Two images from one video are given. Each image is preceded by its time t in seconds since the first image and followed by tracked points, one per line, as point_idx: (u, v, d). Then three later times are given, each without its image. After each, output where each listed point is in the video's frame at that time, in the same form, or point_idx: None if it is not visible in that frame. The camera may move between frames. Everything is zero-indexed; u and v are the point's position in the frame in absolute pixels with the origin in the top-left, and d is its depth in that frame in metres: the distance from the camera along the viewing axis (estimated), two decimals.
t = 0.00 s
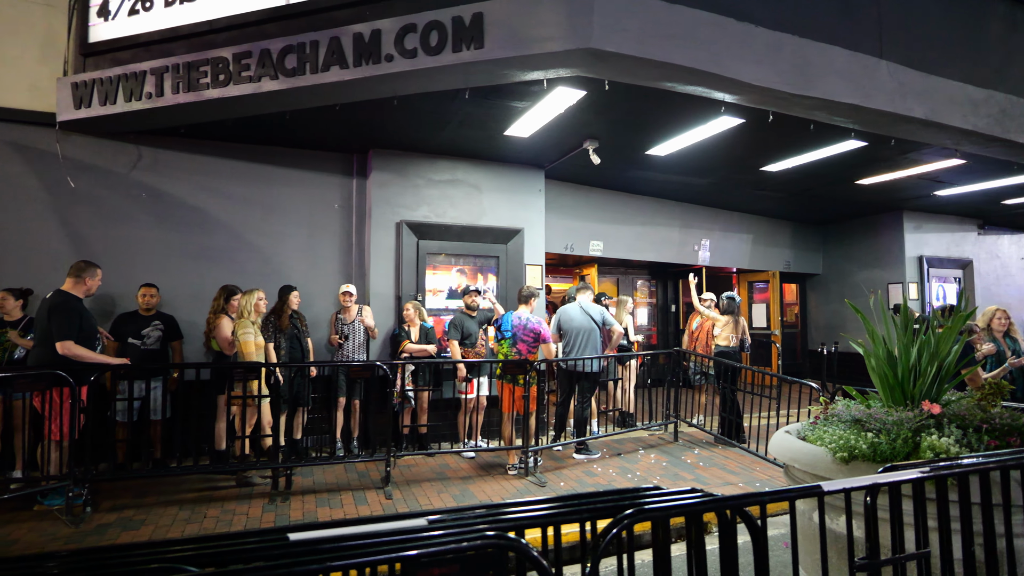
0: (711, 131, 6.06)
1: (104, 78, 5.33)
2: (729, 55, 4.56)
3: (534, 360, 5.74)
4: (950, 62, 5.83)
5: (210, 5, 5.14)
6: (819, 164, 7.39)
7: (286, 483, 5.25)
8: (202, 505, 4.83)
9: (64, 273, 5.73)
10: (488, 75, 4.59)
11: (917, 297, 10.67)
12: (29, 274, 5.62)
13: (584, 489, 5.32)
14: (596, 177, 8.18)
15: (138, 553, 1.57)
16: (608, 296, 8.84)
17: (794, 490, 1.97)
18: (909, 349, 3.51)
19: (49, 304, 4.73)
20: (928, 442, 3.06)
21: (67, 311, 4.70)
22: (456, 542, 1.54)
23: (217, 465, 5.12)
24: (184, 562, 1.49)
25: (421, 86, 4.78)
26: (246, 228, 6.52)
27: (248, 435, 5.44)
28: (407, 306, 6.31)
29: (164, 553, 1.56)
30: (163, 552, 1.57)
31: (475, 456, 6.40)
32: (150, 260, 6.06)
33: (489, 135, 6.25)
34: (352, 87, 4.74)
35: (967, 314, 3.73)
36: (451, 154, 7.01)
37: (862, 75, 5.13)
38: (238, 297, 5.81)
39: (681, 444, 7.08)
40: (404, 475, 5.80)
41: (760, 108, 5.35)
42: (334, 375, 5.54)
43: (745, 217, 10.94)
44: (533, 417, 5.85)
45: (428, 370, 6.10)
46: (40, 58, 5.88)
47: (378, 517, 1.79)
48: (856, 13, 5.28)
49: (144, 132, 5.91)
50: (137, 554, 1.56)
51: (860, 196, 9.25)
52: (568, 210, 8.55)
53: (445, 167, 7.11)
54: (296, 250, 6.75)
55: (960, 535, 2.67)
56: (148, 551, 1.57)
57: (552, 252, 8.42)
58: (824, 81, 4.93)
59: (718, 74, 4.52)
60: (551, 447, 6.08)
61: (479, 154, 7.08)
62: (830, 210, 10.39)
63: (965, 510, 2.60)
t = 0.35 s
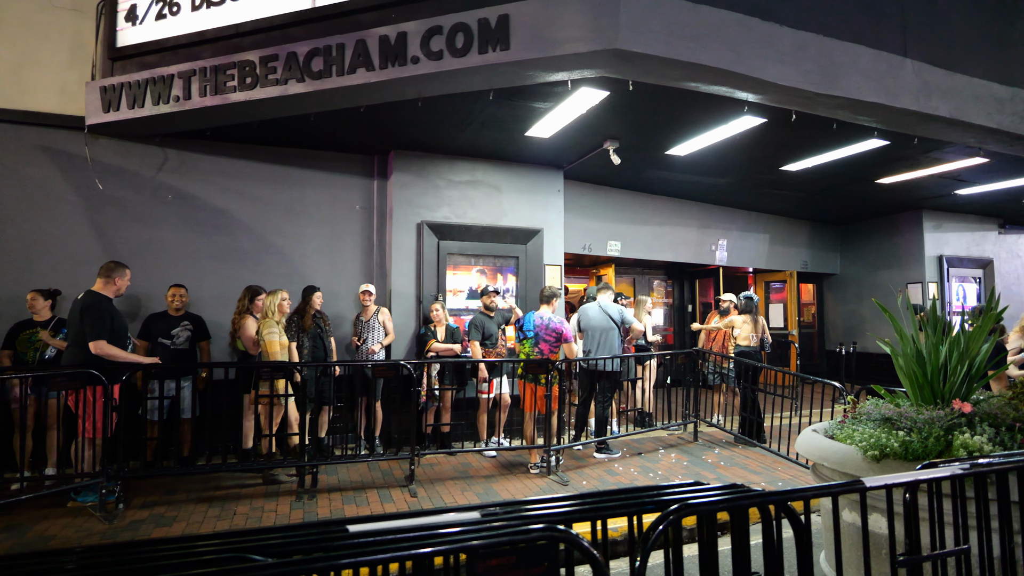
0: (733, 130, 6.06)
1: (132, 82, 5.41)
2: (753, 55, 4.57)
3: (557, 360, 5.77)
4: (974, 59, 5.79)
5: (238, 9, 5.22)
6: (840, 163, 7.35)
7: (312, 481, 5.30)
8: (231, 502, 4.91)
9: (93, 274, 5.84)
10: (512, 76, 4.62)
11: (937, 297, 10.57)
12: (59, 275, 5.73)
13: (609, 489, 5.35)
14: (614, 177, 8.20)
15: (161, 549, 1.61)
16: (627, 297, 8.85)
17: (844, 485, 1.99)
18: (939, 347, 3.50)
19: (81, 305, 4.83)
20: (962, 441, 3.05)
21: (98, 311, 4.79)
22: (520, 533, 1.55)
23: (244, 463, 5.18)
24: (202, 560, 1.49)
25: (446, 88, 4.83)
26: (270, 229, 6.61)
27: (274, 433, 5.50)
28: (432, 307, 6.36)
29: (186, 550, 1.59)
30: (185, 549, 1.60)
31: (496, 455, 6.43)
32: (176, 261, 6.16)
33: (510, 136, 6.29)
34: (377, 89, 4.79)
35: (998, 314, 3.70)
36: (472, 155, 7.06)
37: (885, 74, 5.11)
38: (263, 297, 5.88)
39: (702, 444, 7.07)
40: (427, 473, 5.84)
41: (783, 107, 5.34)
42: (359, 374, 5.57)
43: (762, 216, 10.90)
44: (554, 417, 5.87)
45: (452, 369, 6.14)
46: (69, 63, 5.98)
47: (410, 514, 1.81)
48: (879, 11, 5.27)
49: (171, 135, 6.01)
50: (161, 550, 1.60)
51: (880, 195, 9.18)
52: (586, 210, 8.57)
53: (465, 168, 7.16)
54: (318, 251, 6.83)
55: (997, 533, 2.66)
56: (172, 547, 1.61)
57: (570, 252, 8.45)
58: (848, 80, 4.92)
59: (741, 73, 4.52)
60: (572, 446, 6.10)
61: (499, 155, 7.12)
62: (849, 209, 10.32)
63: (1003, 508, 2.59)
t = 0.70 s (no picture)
0: (745, 129, 6.05)
1: (146, 82, 5.42)
2: (768, 53, 4.55)
3: (570, 360, 5.76)
4: (989, 57, 5.76)
5: (251, 9, 5.22)
6: (852, 162, 7.32)
7: (326, 481, 5.30)
8: (245, 502, 4.91)
9: (107, 274, 5.86)
10: (527, 75, 4.62)
11: (947, 296, 10.52)
12: (73, 275, 5.75)
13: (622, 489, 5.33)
14: (625, 176, 8.19)
15: (176, 550, 1.60)
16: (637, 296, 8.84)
17: (879, 484, 1.98)
18: (959, 345, 3.49)
19: (95, 304, 4.84)
20: (986, 441, 3.03)
21: (113, 309, 4.80)
22: (555, 533, 1.54)
23: (258, 462, 5.18)
24: (222, 562, 1.48)
25: (460, 87, 4.83)
26: (282, 229, 6.62)
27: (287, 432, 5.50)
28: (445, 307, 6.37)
29: (200, 552, 1.57)
30: (201, 552, 1.58)
31: (508, 454, 6.44)
32: (189, 260, 6.18)
33: (522, 136, 6.29)
34: (391, 89, 4.80)
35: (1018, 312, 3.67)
36: (482, 154, 7.06)
37: (901, 72, 5.09)
38: (276, 296, 5.89)
39: (713, 443, 7.05)
40: (439, 473, 5.84)
41: (797, 106, 5.32)
42: (372, 373, 5.57)
43: (771, 215, 10.86)
44: (566, 416, 5.87)
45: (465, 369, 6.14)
46: (82, 63, 5.99)
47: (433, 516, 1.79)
48: (894, 9, 5.24)
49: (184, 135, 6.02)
50: (176, 551, 1.59)
51: (890, 194, 9.14)
52: (595, 209, 8.56)
53: (475, 167, 7.16)
54: (330, 250, 6.83)
55: None
56: (188, 548, 1.60)
57: (580, 251, 8.44)
58: (864, 78, 4.89)
59: (757, 71, 4.51)
60: (584, 446, 6.09)
61: (509, 155, 7.12)
62: (858, 208, 10.29)
63: None
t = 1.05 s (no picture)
0: (758, 126, 6.01)
1: (155, 80, 5.39)
2: (784, 49, 4.51)
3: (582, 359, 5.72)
4: (1004, 53, 5.72)
5: (262, 6, 5.18)
6: (863, 160, 7.28)
7: (337, 481, 5.26)
8: (256, 502, 4.88)
9: (116, 273, 5.84)
10: (541, 72, 4.58)
11: (956, 295, 10.46)
12: (82, 274, 5.72)
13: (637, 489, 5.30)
14: (633, 175, 8.14)
15: (181, 555, 1.53)
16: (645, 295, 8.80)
17: (915, 486, 1.93)
18: (982, 343, 3.45)
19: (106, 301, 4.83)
20: (1013, 440, 2.99)
21: (124, 306, 4.78)
22: (596, 534, 1.49)
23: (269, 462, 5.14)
24: (243, 565, 1.42)
25: (473, 84, 4.79)
26: (290, 228, 6.59)
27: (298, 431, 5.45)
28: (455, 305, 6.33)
29: (208, 558, 1.51)
30: (208, 557, 1.52)
31: (518, 454, 6.41)
32: (198, 260, 6.15)
33: (532, 134, 6.25)
34: (403, 85, 4.76)
35: None
36: (491, 152, 7.03)
37: (917, 69, 5.04)
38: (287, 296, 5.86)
39: (723, 443, 7.01)
40: (450, 473, 5.80)
41: (811, 102, 5.28)
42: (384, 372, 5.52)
43: (778, 214, 10.82)
44: (577, 416, 5.83)
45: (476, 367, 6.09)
46: (90, 61, 5.96)
47: (452, 518, 1.74)
48: (909, 5, 5.20)
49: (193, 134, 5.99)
50: (180, 556, 1.52)
51: (899, 193, 9.10)
52: (603, 208, 8.52)
53: (484, 166, 7.12)
54: (338, 249, 6.80)
55: None
56: (194, 552, 1.54)
57: (588, 250, 8.40)
58: (880, 74, 4.85)
59: (773, 67, 4.47)
60: (594, 446, 6.05)
61: (518, 153, 7.09)
62: (866, 207, 10.24)
63: None
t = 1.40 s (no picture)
0: (778, 125, 5.96)
1: (174, 81, 5.39)
2: (810, 46, 4.47)
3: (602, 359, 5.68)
4: None
5: (282, 6, 5.18)
6: (882, 158, 7.21)
7: (357, 481, 5.25)
8: (277, 502, 4.87)
9: (134, 273, 5.84)
10: (563, 70, 4.55)
11: (973, 296, 10.35)
12: (101, 275, 5.73)
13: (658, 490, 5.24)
14: (648, 174, 8.10)
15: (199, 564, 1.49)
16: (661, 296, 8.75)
17: (969, 491, 1.93)
18: (1018, 344, 3.39)
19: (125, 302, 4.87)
20: None
21: (137, 304, 4.79)
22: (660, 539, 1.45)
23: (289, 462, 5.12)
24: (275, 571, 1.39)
25: (494, 83, 4.77)
26: (307, 228, 6.58)
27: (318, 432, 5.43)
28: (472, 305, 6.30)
29: (229, 565, 1.47)
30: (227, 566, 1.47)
31: (536, 455, 6.38)
32: (216, 260, 6.15)
33: (550, 134, 6.22)
34: (425, 85, 4.74)
35: None
36: (507, 152, 7.00)
37: (943, 66, 4.98)
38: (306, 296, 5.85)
39: (742, 445, 6.94)
40: (468, 474, 5.78)
41: (834, 101, 5.23)
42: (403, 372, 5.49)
43: (792, 214, 10.74)
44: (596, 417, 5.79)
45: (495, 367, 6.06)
46: (108, 62, 5.97)
47: (496, 523, 1.70)
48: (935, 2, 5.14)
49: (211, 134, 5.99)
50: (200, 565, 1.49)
51: (916, 192, 9.02)
52: (617, 208, 8.48)
53: (500, 166, 7.10)
54: (354, 250, 6.79)
55: None
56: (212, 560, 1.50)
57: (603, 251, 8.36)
58: (906, 72, 4.80)
59: (799, 65, 4.42)
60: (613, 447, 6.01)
61: (534, 153, 7.06)
62: (881, 206, 10.16)
63: None
